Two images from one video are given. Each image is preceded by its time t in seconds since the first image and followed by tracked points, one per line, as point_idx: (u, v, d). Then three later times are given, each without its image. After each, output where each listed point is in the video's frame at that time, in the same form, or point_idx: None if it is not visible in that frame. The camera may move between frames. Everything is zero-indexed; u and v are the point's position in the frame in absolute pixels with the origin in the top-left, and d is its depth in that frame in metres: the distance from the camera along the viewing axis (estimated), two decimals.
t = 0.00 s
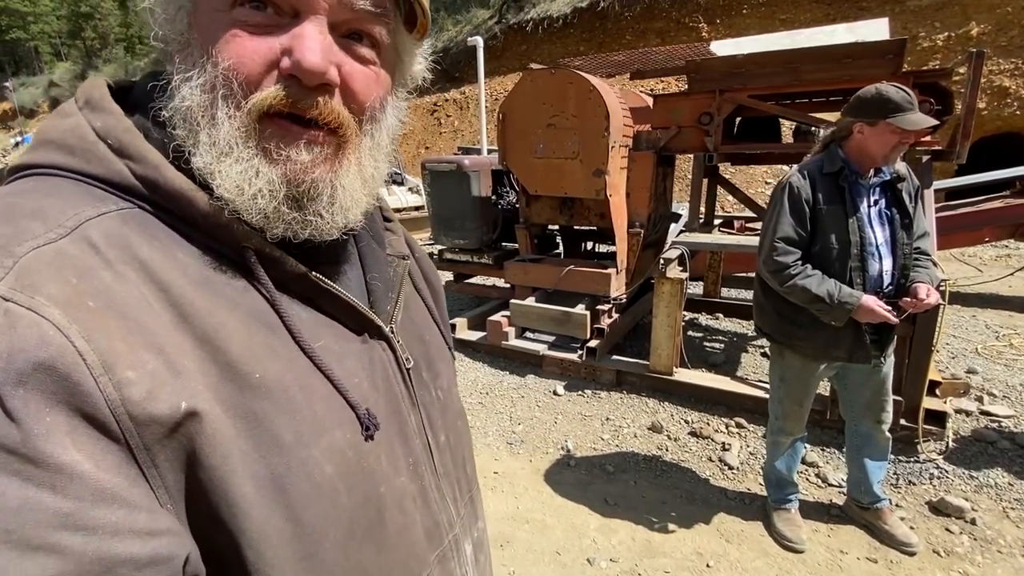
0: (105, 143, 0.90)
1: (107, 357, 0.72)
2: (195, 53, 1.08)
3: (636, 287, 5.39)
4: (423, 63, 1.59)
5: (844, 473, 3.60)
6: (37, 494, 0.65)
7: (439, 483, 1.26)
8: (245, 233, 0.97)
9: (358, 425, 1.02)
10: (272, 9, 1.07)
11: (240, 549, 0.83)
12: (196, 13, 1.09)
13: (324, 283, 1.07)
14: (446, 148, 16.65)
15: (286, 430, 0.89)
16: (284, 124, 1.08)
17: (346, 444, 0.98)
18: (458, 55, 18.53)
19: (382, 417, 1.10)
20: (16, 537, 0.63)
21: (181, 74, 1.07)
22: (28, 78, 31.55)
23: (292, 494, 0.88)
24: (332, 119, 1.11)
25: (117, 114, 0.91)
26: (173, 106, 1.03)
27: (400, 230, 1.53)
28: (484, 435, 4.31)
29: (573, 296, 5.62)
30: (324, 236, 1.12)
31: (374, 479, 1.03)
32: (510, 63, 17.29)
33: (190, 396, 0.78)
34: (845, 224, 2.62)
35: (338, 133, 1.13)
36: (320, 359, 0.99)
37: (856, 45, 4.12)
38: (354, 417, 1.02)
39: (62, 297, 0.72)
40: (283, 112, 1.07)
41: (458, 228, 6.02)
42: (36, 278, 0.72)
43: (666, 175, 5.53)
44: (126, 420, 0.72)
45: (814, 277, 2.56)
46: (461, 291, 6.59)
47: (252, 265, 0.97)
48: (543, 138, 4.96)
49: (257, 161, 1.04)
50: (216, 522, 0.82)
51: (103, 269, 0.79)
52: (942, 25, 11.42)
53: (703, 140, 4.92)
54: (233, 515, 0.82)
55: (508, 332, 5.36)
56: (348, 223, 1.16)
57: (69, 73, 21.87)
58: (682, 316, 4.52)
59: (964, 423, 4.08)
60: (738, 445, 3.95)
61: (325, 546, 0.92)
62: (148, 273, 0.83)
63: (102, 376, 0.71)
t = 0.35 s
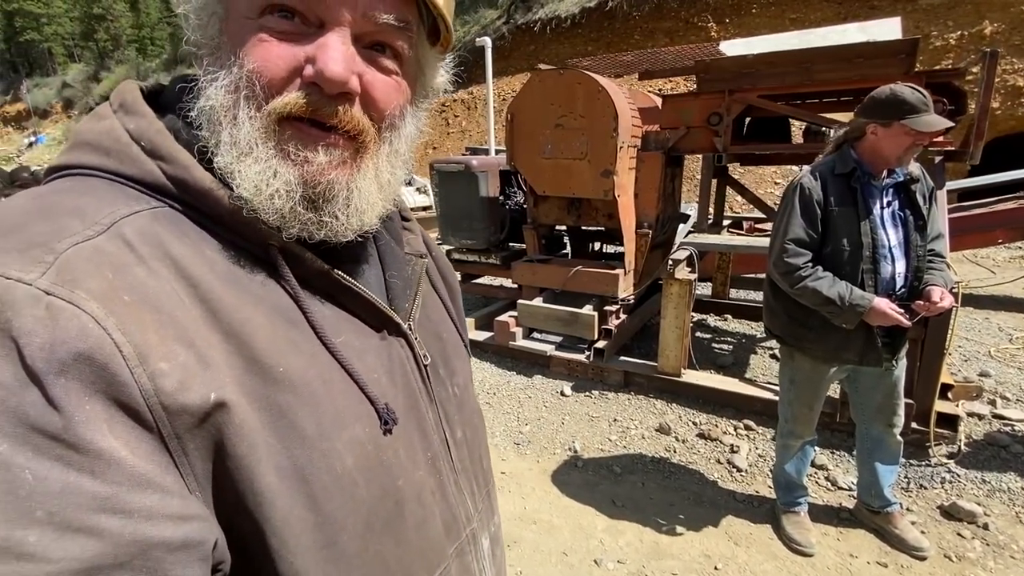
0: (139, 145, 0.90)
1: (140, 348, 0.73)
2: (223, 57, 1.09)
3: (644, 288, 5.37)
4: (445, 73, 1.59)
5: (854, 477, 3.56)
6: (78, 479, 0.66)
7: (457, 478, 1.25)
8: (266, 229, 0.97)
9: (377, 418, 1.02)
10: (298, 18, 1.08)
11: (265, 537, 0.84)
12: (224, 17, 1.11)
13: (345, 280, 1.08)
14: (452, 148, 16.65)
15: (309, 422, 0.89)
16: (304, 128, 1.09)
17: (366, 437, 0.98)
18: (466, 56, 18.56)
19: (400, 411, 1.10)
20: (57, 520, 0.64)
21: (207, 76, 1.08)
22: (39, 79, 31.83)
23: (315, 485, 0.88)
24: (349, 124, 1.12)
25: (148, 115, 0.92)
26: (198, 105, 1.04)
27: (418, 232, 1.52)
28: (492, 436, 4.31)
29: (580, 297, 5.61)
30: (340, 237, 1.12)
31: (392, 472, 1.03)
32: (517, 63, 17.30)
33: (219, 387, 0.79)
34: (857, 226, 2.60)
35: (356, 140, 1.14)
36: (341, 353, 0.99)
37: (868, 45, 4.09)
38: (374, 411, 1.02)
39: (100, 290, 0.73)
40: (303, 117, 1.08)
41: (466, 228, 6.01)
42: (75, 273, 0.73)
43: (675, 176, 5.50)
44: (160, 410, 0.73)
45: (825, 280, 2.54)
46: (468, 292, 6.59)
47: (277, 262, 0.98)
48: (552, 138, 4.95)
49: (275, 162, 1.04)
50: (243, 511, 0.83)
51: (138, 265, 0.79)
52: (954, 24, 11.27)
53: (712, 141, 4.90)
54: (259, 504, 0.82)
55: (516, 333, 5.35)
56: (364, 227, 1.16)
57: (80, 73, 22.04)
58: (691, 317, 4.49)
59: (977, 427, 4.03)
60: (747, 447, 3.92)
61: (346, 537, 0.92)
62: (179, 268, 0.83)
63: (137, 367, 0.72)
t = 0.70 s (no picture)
0: (156, 143, 0.90)
1: (178, 339, 0.73)
2: (239, 58, 1.09)
3: (652, 288, 5.35)
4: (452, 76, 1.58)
5: (863, 479, 3.54)
6: (126, 466, 0.66)
7: (471, 463, 1.27)
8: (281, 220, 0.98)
9: (396, 405, 1.03)
10: (314, 20, 1.08)
11: (298, 521, 0.85)
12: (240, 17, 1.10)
13: (362, 272, 1.08)
14: (458, 148, 16.66)
15: (335, 410, 0.91)
16: (319, 128, 1.09)
17: (388, 423, 1.00)
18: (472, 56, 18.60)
19: (417, 400, 1.11)
20: (107, 506, 0.64)
21: (223, 75, 1.08)
22: (50, 79, 32.11)
23: (343, 469, 0.90)
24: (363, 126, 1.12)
25: (166, 114, 0.92)
26: (214, 103, 1.04)
27: (421, 228, 1.53)
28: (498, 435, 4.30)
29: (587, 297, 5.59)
30: (354, 234, 1.12)
31: (413, 457, 1.04)
32: (524, 63, 17.32)
33: (252, 375, 0.80)
34: (869, 226, 2.58)
35: (369, 140, 1.15)
36: (361, 343, 1.01)
37: (878, 44, 4.06)
38: (393, 398, 1.03)
39: (136, 284, 0.74)
40: (318, 118, 1.08)
41: (473, 228, 6.01)
42: (110, 267, 0.73)
43: (683, 176, 5.48)
44: (197, 399, 0.74)
45: (836, 280, 2.52)
46: (474, 291, 6.59)
47: (297, 256, 0.98)
48: (559, 138, 4.94)
49: (291, 160, 1.04)
50: (276, 496, 0.84)
51: (166, 259, 0.80)
52: (965, 22, 11.13)
53: (720, 140, 4.87)
54: (293, 488, 0.84)
55: (522, 332, 5.35)
56: (375, 224, 1.17)
57: (90, 73, 22.20)
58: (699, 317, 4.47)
59: (988, 430, 3.99)
60: (754, 449, 3.90)
61: (373, 520, 0.94)
62: (204, 262, 0.84)
63: (175, 356, 0.72)
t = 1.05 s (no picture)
0: (149, 146, 0.90)
1: (186, 337, 0.74)
2: (233, 62, 1.09)
3: (657, 288, 5.33)
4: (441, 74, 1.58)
5: (870, 481, 3.51)
6: (142, 464, 0.66)
7: (472, 450, 1.28)
8: (275, 217, 0.98)
9: (399, 396, 1.04)
10: (309, 28, 1.08)
11: (313, 511, 0.86)
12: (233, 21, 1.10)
13: (357, 268, 1.08)
14: (464, 148, 16.67)
15: (341, 402, 0.92)
16: (316, 134, 1.10)
17: (392, 412, 1.00)
18: (479, 57, 18.63)
19: (419, 390, 1.12)
20: (126, 502, 0.64)
21: (217, 79, 1.08)
22: (60, 80, 32.37)
23: (352, 459, 0.91)
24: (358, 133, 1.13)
25: (158, 118, 0.92)
26: (208, 109, 1.03)
27: (410, 225, 1.54)
28: (502, 435, 4.30)
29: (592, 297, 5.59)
30: (350, 235, 1.14)
31: (417, 444, 1.05)
32: (530, 63, 17.33)
33: (260, 369, 0.81)
34: (876, 227, 2.56)
35: (364, 145, 1.16)
36: (361, 336, 1.01)
37: (887, 43, 4.02)
38: (396, 388, 1.04)
39: (141, 286, 0.74)
40: (315, 124, 1.09)
41: (478, 228, 6.01)
42: (114, 270, 0.73)
43: (689, 176, 5.45)
44: (208, 395, 0.74)
45: (842, 281, 2.50)
46: (480, 291, 6.59)
47: (293, 254, 0.99)
48: (565, 138, 4.93)
49: (289, 164, 1.05)
50: (288, 488, 0.85)
51: (166, 261, 0.80)
52: (976, 21, 11.02)
53: (727, 140, 4.84)
54: (305, 478, 0.85)
55: (527, 332, 5.34)
56: (370, 224, 1.19)
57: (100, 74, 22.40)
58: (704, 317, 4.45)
59: (998, 433, 3.95)
60: (760, 450, 3.87)
61: (383, 506, 0.96)
62: (205, 262, 0.84)
63: (184, 354, 0.73)
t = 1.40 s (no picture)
0: (156, 148, 0.91)
1: (220, 335, 0.75)
2: (237, 64, 1.07)
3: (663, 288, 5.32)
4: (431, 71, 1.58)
5: (877, 483, 3.49)
6: (188, 459, 0.68)
7: (478, 435, 1.29)
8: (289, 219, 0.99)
9: (412, 384, 1.05)
10: (317, 32, 1.07)
11: (346, 499, 0.88)
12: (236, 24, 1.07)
13: (364, 264, 1.08)
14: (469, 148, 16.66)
15: (361, 391, 0.93)
16: (325, 136, 1.11)
17: (407, 400, 1.02)
18: (484, 57, 18.66)
19: (429, 378, 1.13)
20: (176, 496, 0.66)
21: (222, 80, 1.07)
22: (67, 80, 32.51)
23: (377, 446, 0.93)
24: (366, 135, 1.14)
25: (161, 120, 0.92)
26: (216, 112, 1.02)
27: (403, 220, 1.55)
28: (507, 435, 4.30)
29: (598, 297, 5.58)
30: (358, 233, 1.17)
31: (432, 429, 1.06)
32: (535, 63, 17.33)
33: (290, 363, 0.82)
34: (884, 228, 2.54)
35: (371, 146, 1.18)
36: (372, 327, 1.02)
37: (894, 42, 4.00)
38: (408, 375, 1.05)
39: (171, 287, 0.74)
40: (325, 127, 1.10)
41: (483, 227, 6.01)
42: (143, 272, 0.73)
43: (695, 176, 5.43)
44: (244, 389, 0.76)
45: (849, 281, 2.49)
46: (485, 291, 6.59)
47: (303, 251, 0.99)
48: (571, 138, 4.92)
49: (301, 165, 1.07)
50: (319, 478, 0.86)
51: (188, 262, 0.80)
52: (986, 20, 10.92)
53: (733, 140, 4.82)
54: (337, 467, 0.87)
55: (532, 332, 5.34)
56: (375, 221, 1.22)
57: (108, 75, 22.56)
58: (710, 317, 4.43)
59: (1006, 435, 3.91)
60: (766, 451, 3.86)
61: (407, 489, 0.97)
62: (223, 262, 0.85)
63: (220, 352, 0.74)
